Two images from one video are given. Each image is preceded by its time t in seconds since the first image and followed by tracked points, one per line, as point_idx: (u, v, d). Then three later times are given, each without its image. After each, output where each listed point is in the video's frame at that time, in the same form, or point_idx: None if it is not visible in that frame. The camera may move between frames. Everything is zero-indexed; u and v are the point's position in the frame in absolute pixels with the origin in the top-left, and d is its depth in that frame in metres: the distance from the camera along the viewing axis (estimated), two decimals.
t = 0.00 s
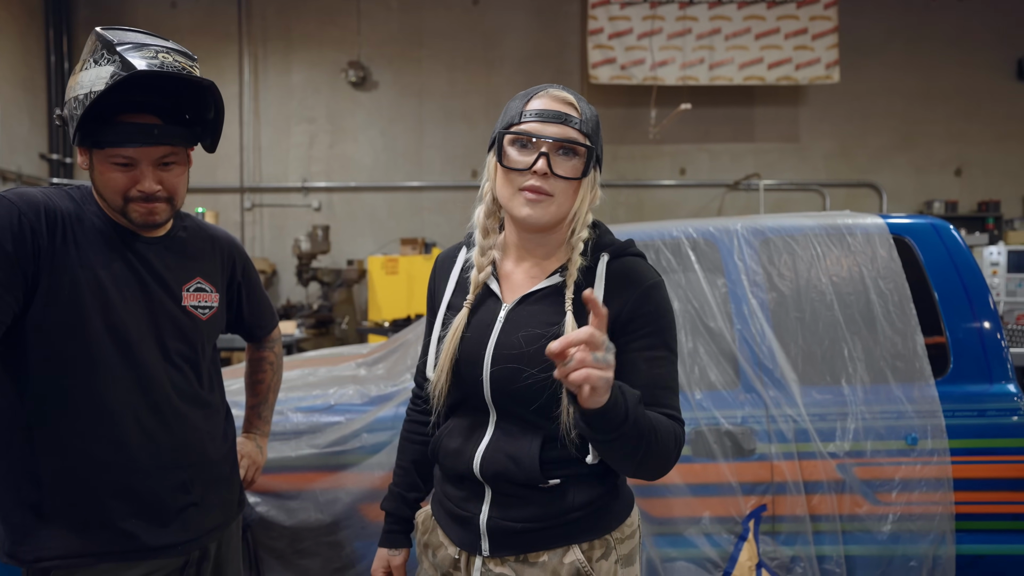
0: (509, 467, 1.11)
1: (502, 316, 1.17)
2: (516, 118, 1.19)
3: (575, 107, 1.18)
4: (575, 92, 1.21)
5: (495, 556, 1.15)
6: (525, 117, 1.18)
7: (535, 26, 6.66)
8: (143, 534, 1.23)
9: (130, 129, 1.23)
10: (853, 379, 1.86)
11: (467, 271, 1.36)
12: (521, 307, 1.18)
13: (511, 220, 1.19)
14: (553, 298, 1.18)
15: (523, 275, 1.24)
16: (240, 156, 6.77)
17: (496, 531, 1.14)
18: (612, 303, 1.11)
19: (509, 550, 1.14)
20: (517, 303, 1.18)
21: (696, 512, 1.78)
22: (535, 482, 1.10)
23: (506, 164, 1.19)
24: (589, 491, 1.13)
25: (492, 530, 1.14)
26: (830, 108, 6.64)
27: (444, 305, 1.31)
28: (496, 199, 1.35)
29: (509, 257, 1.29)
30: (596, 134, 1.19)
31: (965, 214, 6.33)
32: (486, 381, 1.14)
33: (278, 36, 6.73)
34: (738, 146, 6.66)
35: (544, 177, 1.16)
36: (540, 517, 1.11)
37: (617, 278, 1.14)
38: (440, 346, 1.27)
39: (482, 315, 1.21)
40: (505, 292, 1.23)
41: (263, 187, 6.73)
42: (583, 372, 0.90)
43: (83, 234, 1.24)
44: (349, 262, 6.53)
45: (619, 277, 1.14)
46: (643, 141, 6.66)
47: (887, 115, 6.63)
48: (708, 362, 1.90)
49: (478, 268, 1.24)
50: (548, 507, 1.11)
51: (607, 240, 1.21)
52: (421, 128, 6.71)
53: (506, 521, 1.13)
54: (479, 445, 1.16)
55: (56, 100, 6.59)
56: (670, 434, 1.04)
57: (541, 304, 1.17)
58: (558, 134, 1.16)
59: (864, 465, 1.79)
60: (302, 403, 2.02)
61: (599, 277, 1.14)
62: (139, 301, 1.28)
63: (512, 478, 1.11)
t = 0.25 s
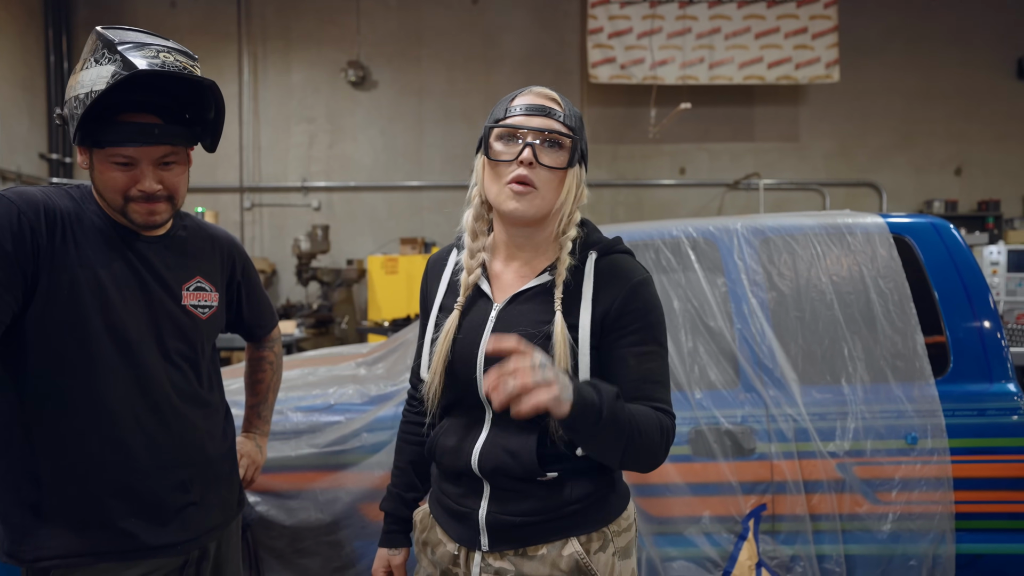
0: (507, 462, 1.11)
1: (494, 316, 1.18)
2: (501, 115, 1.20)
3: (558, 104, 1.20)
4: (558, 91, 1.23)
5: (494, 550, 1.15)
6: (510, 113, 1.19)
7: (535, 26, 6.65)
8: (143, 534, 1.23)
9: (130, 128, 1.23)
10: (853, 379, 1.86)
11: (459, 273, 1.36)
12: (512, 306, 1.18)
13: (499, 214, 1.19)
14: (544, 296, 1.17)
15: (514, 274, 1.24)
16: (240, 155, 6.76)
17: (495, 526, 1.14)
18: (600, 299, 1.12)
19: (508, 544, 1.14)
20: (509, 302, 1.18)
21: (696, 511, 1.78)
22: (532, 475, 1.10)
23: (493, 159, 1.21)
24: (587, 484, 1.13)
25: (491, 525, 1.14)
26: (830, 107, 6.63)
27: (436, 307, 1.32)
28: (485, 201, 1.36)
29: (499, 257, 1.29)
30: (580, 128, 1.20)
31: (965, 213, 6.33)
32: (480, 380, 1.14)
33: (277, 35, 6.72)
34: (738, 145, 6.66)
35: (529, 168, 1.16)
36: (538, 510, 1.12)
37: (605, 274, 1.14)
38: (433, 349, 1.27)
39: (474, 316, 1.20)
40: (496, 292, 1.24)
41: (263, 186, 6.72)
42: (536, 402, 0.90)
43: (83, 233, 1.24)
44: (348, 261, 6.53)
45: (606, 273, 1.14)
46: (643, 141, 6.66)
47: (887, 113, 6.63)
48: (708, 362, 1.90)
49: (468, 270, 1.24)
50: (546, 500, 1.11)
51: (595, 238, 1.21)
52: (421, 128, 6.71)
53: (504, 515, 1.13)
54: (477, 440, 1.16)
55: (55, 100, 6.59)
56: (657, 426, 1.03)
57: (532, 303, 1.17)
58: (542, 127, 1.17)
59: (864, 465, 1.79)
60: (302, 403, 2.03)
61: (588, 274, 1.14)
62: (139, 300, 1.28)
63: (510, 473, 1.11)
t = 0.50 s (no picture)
0: (503, 457, 1.11)
1: (489, 311, 1.18)
2: (492, 116, 1.20)
3: (549, 102, 1.20)
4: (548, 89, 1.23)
5: (491, 545, 1.15)
6: (502, 114, 1.18)
7: (535, 24, 6.65)
8: (143, 532, 1.23)
9: (131, 127, 1.23)
10: (855, 378, 1.85)
11: (456, 271, 1.36)
12: (507, 302, 1.18)
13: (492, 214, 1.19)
14: (539, 291, 1.17)
15: (509, 272, 1.24)
16: (240, 154, 6.77)
17: (492, 521, 1.14)
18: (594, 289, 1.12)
19: (503, 538, 1.14)
20: (504, 299, 1.18)
21: (696, 510, 1.78)
22: (528, 470, 1.10)
23: (484, 160, 1.20)
24: (583, 479, 1.13)
25: (487, 519, 1.14)
26: (831, 106, 6.62)
27: (433, 304, 1.32)
28: (480, 199, 1.36)
29: (494, 255, 1.29)
30: (572, 126, 1.19)
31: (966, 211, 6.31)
32: (476, 375, 1.14)
33: (277, 34, 6.72)
34: (739, 143, 6.65)
35: (522, 168, 1.16)
36: (534, 505, 1.11)
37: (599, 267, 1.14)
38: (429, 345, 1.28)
39: (469, 313, 1.21)
40: (491, 289, 1.24)
41: (263, 185, 6.73)
42: (592, 261, 0.91)
43: (84, 231, 1.24)
44: (349, 260, 6.54)
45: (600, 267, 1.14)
46: (643, 139, 6.66)
47: (888, 112, 6.61)
48: (708, 361, 1.90)
49: (463, 267, 1.25)
50: (543, 495, 1.11)
51: (589, 232, 1.21)
52: (421, 127, 6.71)
53: (501, 510, 1.13)
54: (474, 435, 1.16)
55: (56, 99, 6.60)
56: (659, 411, 1.01)
57: (527, 298, 1.17)
58: (533, 127, 1.16)
59: (865, 463, 1.79)
60: (302, 401, 2.03)
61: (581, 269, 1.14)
62: (141, 298, 1.28)
63: (506, 468, 1.11)
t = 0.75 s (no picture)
0: (503, 457, 1.11)
1: (492, 309, 1.18)
2: (499, 112, 1.19)
3: (556, 97, 1.18)
4: (557, 84, 1.21)
5: (491, 545, 1.15)
6: (508, 109, 1.18)
7: (538, 21, 6.64)
8: (147, 528, 1.24)
9: (135, 124, 1.23)
10: (857, 375, 1.85)
11: (461, 266, 1.36)
12: (511, 300, 1.18)
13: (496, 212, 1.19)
14: (542, 291, 1.17)
15: (513, 269, 1.24)
16: (243, 151, 6.78)
17: (492, 520, 1.14)
18: (597, 294, 1.11)
19: (503, 539, 1.14)
20: (507, 297, 1.18)
21: (699, 508, 1.78)
22: (528, 471, 1.10)
23: (489, 156, 1.19)
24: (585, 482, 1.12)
25: (488, 519, 1.14)
26: (834, 103, 6.60)
27: (438, 301, 1.32)
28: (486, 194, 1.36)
29: (499, 251, 1.29)
30: (579, 123, 1.18)
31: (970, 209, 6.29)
32: (477, 373, 1.14)
33: (279, 31, 6.73)
34: (742, 141, 6.63)
35: (527, 166, 1.16)
36: (534, 506, 1.11)
37: (604, 266, 1.14)
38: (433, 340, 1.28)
39: (473, 309, 1.21)
40: (495, 285, 1.24)
41: (265, 182, 6.74)
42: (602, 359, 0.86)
43: (87, 228, 1.24)
44: (351, 257, 6.55)
45: (606, 265, 1.14)
46: (646, 136, 6.65)
47: (892, 109, 6.59)
48: (711, 358, 1.89)
49: (468, 263, 1.25)
50: (542, 496, 1.11)
51: (594, 232, 1.21)
52: (423, 124, 6.71)
53: (502, 510, 1.13)
54: (474, 434, 1.16)
55: (59, 96, 6.62)
56: (654, 424, 1.01)
57: (531, 297, 1.17)
58: (540, 124, 1.15)
59: (868, 461, 1.79)
60: (305, 398, 2.03)
61: (586, 267, 1.14)
62: (144, 295, 1.28)
63: (506, 468, 1.11)
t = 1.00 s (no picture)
0: (507, 464, 1.11)
1: (499, 312, 1.18)
2: (506, 108, 1.20)
3: (563, 94, 1.17)
4: (565, 80, 1.20)
5: (495, 551, 1.15)
6: (514, 106, 1.18)
7: (539, 21, 6.65)
8: (146, 528, 1.23)
9: (136, 125, 1.23)
10: (858, 375, 1.85)
11: (470, 264, 1.37)
12: (518, 304, 1.17)
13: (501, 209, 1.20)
14: (548, 296, 1.16)
15: (522, 270, 1.23)
16: (243, 151, 6.78)
17: (496, 527, 1.13)
18: (606, 299, 1.10)
19: (507, 546, 1.14)
20: (515, 300, 1.18)
21: (700, 508, 1.77)
22: (533, 479, 1.10)
23: (495, 154, 1.21)
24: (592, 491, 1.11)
25: (492, 525, 1.14)
26: (835, 103, 6.60)
27: (445, 300, 1.32)
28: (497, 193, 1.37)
29: (507, 252, 1.29)
30: (585, 120, 1.16)
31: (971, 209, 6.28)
32: (482, 377, 1.14)
33: (280, 30, 6.73)
34: (742, 141, 6.64)
35: (530, 164, 1.16)
36: (539, 514, 1.11)
37: (614, 271, 1.13)
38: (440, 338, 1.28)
39: (480, 309, 1.21)
40: (503, 287, 1.23)
41: (266, 182, 6.74)
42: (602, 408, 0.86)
43: (88, 228, 1.24)
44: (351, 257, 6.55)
45: (616, 270, 1.13)
46: (646, 136, 6.65)
47: (893, 110, 6.59)
48: (712, 358, 1.89)
49: (479, 262, 1.24)
50: (547, 505, 1.11)
51: (605, 234, 1.20)
52: (424, 124, 6.71)
53: (506, 517, 1.13)
54: (479, 440, 1.16)
55: (60, 96, 6.63)
56: (660, 435, 0.99)
57: (538, 301, 1.16)
58: (544, 121, 1.15)
59: (869, 462, 1.78)
60: (306, 398, 2.03)
61: (596, 271, 1.14)
62: (145, 295, 1.28)
63: (511, 475, 1.11)
